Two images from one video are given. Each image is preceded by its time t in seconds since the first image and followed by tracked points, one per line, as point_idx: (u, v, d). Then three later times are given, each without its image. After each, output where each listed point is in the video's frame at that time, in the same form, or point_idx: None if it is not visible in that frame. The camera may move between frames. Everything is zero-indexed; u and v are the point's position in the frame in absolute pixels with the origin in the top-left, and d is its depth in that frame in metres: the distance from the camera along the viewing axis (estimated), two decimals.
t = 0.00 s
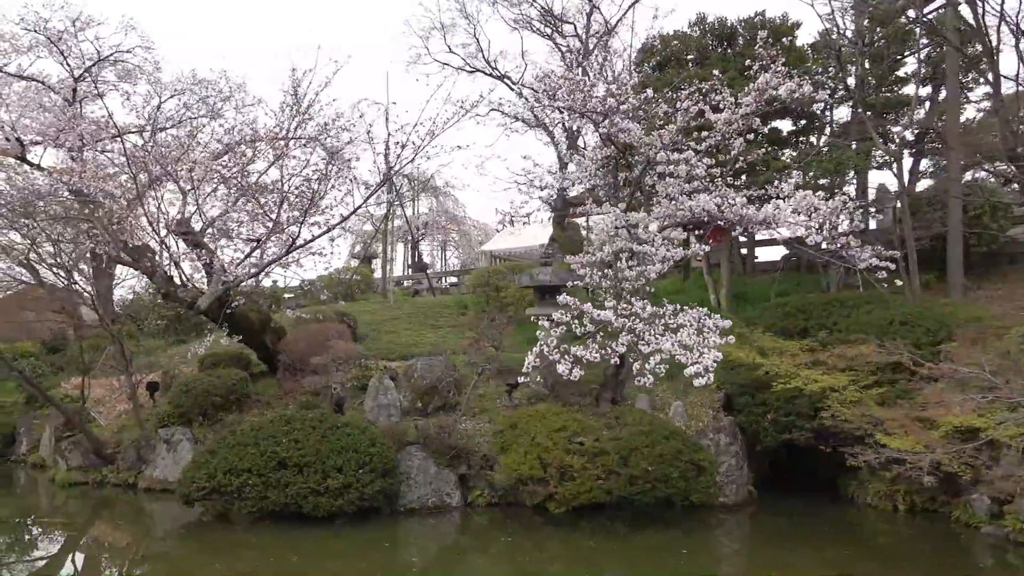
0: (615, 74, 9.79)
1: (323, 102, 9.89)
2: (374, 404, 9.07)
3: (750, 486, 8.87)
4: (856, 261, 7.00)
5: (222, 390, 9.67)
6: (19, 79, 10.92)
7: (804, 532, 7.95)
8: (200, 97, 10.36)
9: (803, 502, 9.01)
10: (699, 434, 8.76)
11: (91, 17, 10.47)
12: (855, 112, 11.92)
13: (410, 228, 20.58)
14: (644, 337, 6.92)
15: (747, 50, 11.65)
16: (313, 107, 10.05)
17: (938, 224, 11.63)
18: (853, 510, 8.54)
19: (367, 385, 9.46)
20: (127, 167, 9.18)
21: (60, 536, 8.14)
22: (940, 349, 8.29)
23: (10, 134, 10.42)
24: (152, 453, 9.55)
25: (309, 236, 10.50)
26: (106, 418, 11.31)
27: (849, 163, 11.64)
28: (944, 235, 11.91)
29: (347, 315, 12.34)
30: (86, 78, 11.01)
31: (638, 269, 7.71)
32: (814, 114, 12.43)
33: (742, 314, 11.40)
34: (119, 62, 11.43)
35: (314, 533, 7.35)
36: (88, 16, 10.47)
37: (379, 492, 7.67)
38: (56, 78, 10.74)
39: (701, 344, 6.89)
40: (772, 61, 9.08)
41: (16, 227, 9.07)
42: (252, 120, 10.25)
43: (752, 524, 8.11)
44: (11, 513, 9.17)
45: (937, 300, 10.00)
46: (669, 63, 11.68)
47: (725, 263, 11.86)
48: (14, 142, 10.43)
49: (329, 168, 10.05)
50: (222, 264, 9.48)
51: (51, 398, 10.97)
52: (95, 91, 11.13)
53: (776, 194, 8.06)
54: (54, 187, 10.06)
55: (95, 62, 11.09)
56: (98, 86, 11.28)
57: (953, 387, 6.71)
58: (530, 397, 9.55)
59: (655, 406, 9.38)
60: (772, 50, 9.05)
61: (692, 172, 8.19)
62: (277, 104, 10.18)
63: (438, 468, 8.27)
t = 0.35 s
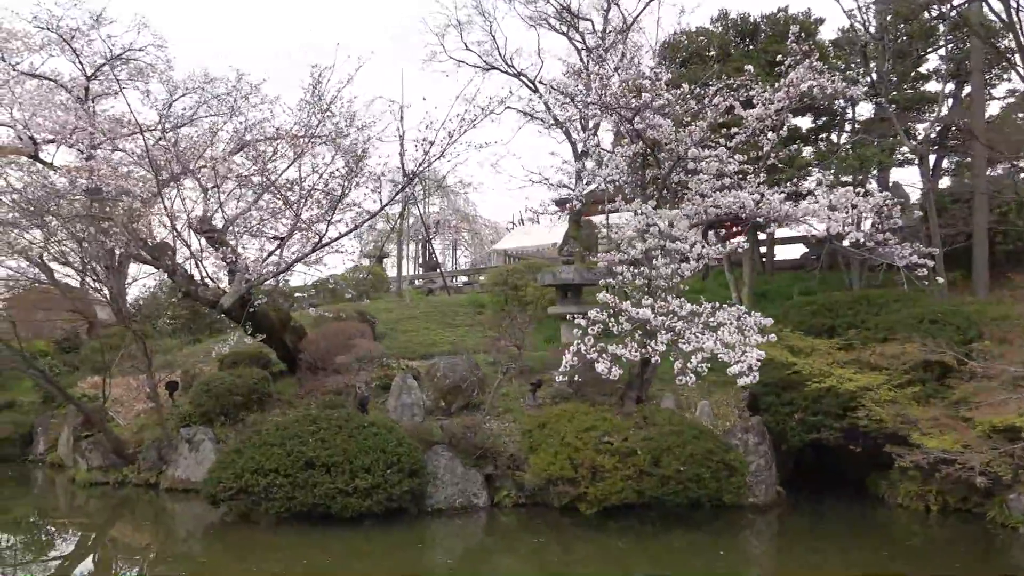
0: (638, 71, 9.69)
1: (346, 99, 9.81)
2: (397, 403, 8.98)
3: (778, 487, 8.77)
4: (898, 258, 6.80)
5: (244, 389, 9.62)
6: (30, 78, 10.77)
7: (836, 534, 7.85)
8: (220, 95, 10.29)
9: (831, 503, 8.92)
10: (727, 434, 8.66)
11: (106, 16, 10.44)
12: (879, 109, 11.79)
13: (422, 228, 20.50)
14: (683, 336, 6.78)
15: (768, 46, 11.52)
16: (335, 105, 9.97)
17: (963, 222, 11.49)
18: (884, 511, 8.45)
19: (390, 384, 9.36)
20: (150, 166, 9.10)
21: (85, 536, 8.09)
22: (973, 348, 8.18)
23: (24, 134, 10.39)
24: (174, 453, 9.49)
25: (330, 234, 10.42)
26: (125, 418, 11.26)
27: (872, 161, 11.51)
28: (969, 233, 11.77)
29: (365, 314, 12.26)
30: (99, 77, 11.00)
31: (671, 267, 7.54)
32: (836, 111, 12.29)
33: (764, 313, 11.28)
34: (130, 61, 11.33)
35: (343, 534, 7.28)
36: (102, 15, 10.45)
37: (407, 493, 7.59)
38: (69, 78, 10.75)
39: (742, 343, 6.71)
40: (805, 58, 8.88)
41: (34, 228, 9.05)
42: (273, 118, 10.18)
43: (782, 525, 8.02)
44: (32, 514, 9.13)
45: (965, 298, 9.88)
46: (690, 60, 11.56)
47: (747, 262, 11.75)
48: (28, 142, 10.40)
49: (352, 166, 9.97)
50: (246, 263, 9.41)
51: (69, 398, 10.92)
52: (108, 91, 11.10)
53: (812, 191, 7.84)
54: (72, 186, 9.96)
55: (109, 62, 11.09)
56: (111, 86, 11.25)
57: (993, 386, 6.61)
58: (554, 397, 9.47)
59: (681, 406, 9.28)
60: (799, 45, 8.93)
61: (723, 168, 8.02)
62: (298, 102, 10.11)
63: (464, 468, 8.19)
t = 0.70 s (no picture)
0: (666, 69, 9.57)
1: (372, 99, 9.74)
2: (425, 404, 8.91)
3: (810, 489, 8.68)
4: (943, 257, 6.61)
5: (269, 390, 9.57)
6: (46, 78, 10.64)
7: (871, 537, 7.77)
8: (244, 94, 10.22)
9: (863, 506, 8.83)
10: (758, 436, 8.58)
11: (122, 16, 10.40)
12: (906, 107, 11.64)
13: (437, 228, 20.43)
14: (727, 338, 6.58)
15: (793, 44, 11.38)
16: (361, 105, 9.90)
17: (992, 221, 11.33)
18: (917, 514, 8.35)
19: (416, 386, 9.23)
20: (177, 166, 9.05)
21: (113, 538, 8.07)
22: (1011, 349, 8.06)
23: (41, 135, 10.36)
24: (200, 454, 9.46)
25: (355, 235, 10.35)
26: (147, 418, 11.25)
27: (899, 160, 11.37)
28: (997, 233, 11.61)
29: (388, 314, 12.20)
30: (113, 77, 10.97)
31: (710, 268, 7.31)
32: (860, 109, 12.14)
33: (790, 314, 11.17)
34: (146, 61, 11.29)
35: (375, 536, 7.24)
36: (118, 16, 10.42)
37: (438, 494, 7.54)
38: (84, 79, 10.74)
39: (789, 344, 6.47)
40: (840, 55, 8.67)
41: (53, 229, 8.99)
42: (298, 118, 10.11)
43: (815, 528, 7.94)
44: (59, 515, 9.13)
45: (998, 299, 9.74)
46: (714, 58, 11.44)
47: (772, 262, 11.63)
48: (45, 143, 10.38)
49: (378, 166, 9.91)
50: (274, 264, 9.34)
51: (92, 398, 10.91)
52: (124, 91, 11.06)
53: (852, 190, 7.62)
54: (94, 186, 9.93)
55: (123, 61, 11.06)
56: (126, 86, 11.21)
57: None
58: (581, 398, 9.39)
59: (710, 407, 9.19)
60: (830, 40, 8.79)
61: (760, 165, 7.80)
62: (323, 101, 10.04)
63: (494, 469, 8.13)
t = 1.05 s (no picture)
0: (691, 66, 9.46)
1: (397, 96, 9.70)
2: (450, 403, 8.84)
3: (841, 488, 8.58)
4: (987, 253, 6.49)
5: (293, 389, 9.52)
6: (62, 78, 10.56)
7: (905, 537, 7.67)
8: (267, 92, 10.17)
9: (894, 505, 8.73)
10: (789, 435, 8.48)
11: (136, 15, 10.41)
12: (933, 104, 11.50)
13: (451, 226, 20.34)
14: (770, 335, 6.48)
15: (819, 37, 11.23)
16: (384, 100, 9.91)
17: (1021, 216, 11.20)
18: (951, 513, 8.24)
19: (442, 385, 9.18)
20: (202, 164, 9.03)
21: (140, 537, 8.02)
22: None
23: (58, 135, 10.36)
24: (224, 453, 9.42)
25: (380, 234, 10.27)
26: (169, 417, 11.22)
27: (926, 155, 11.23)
28: None
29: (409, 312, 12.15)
30: (127, 77, 10.98)
31: (746, 265, 7.20)
32: (886, 104, 12.00)
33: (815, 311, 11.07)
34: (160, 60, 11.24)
35: (405, 535, 7.17)
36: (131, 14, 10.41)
37: (468, 493, 7.46)
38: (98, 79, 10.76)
39: (833, 341, 6.36)
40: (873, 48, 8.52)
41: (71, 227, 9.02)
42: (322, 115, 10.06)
43: (848, 528, 7.85)
44: (84, 514, 9.10)
45: None
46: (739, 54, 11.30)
47: (796, 258, 11.53)
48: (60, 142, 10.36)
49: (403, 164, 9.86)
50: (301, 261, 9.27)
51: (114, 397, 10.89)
52: (137, 90, 11.04)
53: (888, 185, 7.49)
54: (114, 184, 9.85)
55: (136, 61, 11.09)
56: (140, 86, 11.19)
57: None
58: (608, 396, 9.31)
59: (738, 405, 9.08)
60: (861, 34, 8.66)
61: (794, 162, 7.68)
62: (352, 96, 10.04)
63: (523, 468, 8.05)
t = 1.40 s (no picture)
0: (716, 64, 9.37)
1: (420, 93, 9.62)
2: (475, 403, 8.76)
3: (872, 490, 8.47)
4: None
5: (316, 389, 9.45)
6: (75, 77, 10.56)
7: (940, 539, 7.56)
8: (289, 89, 10.11)
9: (926, 508, 8.61)
10: (820, 436, 8.37)
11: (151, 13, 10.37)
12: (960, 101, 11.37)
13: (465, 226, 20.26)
14: (812, 335, 6.39)
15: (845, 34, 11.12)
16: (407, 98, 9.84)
17: None
18: (985, 516, 8.13)
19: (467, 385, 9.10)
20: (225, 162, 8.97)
21: (165, 538, 7.96)
22: None
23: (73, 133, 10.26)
24: (247, 453, 9.36)
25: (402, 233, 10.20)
26: (189, 418, 11.18)
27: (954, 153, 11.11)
28: None
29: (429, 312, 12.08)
30: (142, 75, 10.98)
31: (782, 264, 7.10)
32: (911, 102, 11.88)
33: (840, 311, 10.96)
34: (175, 59, 11.21)
35: (435, 537, 7.09)
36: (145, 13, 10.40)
37: (497, 495, 7.38)
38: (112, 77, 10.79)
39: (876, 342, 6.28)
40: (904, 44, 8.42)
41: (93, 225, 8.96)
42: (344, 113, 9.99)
43: (881, 530, 7.74)
44: (107, 514, 9.04)
45: None
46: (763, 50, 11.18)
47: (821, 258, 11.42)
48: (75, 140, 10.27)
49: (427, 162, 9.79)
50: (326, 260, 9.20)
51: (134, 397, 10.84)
52: (152, 89, 11.01)
53: (925, 183, 7.39)
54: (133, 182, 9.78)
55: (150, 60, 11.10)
56: (155, 85, 11.17)
57: None
58: (634, 397, 9.21)
59: (765, 406, 8.97)
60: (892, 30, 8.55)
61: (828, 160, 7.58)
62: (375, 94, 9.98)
63: (551, 469, 7.97)
